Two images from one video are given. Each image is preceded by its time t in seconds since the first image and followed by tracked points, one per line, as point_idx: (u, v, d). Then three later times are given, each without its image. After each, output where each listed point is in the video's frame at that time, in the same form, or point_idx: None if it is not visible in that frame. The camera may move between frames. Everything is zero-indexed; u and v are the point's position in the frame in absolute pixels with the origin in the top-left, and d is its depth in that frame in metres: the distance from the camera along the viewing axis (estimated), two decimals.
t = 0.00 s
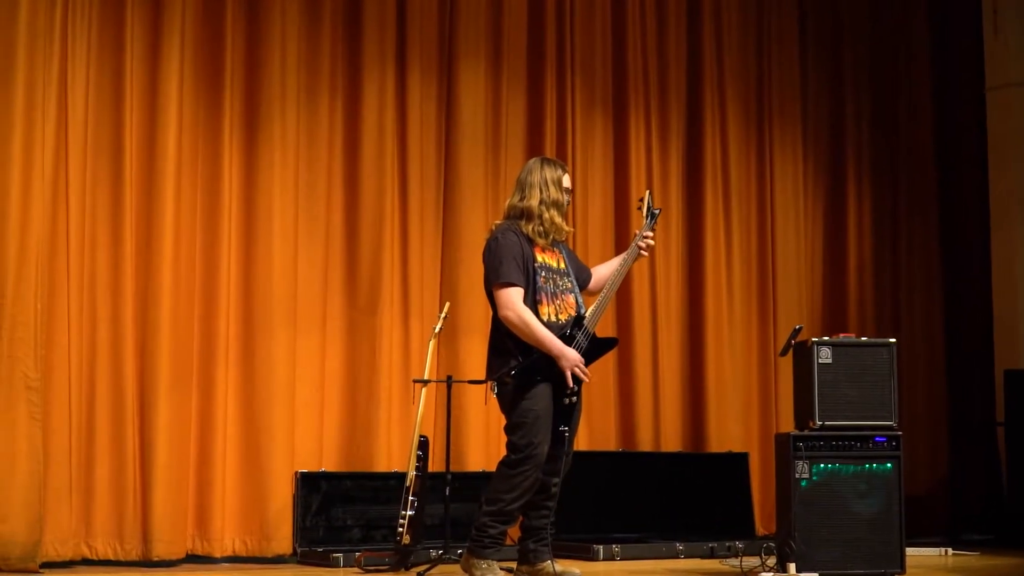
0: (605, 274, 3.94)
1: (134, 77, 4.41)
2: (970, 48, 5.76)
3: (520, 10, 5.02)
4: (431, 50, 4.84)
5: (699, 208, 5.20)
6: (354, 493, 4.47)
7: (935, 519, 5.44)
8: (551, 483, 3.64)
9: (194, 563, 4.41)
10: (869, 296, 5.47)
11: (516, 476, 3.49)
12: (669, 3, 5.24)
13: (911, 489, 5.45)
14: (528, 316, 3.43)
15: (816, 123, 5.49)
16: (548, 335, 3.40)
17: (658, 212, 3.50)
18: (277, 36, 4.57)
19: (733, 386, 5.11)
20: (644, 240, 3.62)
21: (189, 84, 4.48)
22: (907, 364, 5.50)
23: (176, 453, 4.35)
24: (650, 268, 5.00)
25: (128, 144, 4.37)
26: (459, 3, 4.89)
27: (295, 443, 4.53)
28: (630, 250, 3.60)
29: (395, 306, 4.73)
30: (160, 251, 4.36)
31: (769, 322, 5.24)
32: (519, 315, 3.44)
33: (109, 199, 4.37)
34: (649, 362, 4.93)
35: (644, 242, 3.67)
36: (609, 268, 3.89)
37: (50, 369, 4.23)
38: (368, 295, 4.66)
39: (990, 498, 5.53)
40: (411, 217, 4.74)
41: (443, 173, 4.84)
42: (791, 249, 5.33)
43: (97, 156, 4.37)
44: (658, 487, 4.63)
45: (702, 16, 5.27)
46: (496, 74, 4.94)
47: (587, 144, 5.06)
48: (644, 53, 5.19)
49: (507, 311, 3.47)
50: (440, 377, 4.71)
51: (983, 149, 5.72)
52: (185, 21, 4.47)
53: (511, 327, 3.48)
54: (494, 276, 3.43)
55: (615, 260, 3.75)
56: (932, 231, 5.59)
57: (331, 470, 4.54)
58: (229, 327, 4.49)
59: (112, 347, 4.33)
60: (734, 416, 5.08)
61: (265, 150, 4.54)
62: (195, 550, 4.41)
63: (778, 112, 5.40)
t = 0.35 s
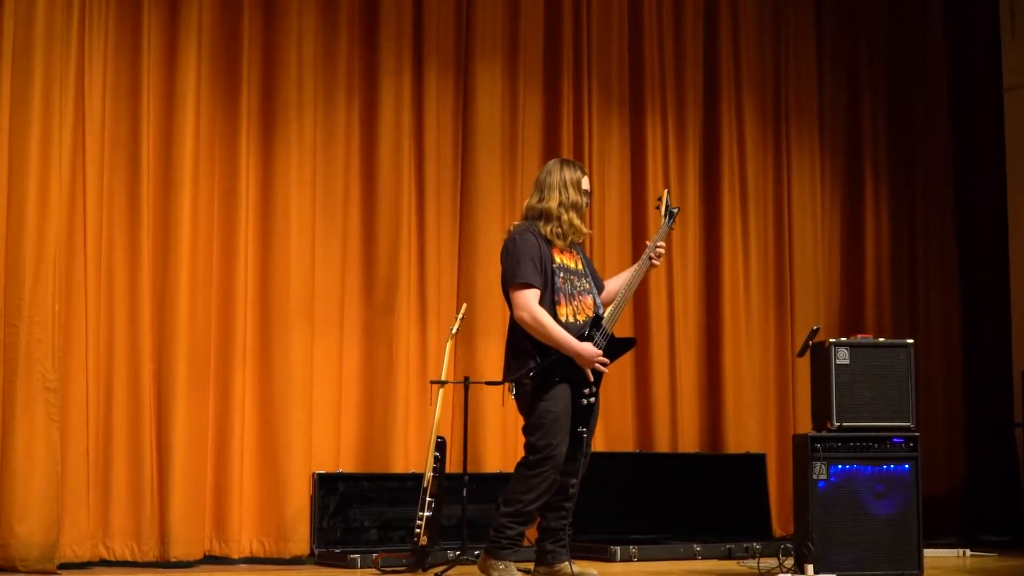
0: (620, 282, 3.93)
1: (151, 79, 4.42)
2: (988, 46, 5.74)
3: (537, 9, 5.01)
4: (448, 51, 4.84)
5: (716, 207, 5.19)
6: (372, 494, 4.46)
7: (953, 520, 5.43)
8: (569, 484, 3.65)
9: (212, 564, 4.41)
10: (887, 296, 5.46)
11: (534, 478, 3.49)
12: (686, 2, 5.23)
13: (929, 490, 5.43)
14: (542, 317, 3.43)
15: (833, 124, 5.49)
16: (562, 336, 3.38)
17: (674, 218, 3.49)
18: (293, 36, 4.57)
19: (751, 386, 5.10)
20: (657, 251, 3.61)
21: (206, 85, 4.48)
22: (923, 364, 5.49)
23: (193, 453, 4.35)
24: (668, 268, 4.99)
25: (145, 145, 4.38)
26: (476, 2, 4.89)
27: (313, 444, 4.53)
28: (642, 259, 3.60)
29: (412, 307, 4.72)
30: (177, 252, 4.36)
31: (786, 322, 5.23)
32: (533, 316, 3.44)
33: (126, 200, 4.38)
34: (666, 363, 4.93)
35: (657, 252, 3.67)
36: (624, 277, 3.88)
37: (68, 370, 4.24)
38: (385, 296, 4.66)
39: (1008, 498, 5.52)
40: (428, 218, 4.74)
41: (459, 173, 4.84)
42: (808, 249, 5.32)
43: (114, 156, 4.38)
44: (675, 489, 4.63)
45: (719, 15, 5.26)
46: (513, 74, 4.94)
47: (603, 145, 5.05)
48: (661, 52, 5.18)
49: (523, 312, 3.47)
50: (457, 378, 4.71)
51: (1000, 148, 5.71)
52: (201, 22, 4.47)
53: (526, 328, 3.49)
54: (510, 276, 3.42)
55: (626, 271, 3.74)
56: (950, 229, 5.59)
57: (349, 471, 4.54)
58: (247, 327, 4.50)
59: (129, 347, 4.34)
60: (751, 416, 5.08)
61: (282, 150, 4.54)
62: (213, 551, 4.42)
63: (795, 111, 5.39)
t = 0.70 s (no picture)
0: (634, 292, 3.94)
1: (171, 81, 4.42)
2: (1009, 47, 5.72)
3: (556, 10, 5.01)
4: (467, 54, 4.84)
5: (735, 208, 5.19)
6: (391, 496, 4.47)
7: (973, 523, 5.41)
8: (589, 486, 3.64)
9: (232, 566, 4.41)
10: (906, 297, 5.45)
11: (555, 478, 3.48)
12: (706, 3, 5.23)
13: (949, 492, 5.42)
14: (560, 318, 3.43)
15: (853, 126, 5.48)
16: (580, 336, 3.39)
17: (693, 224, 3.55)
18: (313, 37, 4.57)
19: (771, 388, 5.09)
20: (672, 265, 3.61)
21: (226, 86, 4.48)
22: (943, 365, 5.47)
23: (213, 455, 4.35)
24: (687, 269, 4.99)
25: (164, 146, 4.38)
26: (495, 3, 4.89)
27: (332, 446, 4.53)
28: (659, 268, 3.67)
29: (431, 309, 4.72)
30: (197, 254, 4.36)
31: (807, 324, 5.22)
32: (550, 318, 3.45)
33: (146, 202, 4.38)
34: (685, 364, 4.93)
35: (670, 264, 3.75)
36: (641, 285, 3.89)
37: (88, 372, 4.24)
38: (404, 298, 4.66)
39: None
40: (447, 220, 4.74)
41: (479, 175, 4.84)
42: (828, 250, 5.31)
43: (133, 159, 4.38)
44: (693, 491, 4.63)
45: (738, 16, 5.26)
46: (532, 76, 4.93)
47: (623, 147, 5.05)
48: (680, 53, 5.18)
49: (541, 314, 3.48)
50: (477, 380, 4.71)
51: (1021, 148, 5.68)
52: (221, 24, 4.47)
53: (544, 330, 3.49)
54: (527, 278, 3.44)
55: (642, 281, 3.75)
56: (970, 231, 5.55)
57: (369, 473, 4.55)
58: (267, 328, 4.50)
59: (149, 349, 4.34)
60: (771, 418, 5.07)
61: (302, 152, 4.54)
62: (233, 553, 4.41)
63: (815, 112, 5.38)
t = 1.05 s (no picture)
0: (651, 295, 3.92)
1: (190, 83, 4.43)
2: None
3: (576, 11, 5.01)
4: (486, 55, 4.84)
5: (754, 209, 5.19)
6: (410, 498, 4.46)
7: (993, 524, 5.39)
8: (608, 488, 3.64)
9: (252, 567, 4.41)
10: (926, 298, 5.44)
11: (573, 480, 3.49)
12: (725, 3, 5.22)
13: (969, 493, 5.40)
14: (576, 320, 3.43)
15: (872, 127, 5.47)
16: (597, 337, 3.38)
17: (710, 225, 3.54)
18: (332, 39, 4.56)
19: (791, 390, 5.09)
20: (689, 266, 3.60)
21: (245, 88, 4.48)
22: (963, 366, 5.45)
23: (233, 457, 4.35)
24: (706, 270, 4.99)
25: (183, 149, 4.38)
26: (515, 4, 4.89)
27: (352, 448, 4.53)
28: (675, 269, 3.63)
29: (451, 311, 4.72)
30: (216, 257, 4.36)
31: (827, 325, 5.21)
32: (567, 320, 3.44)
33: (166, 204, 4.39)
34: (705, 365, 4.93)
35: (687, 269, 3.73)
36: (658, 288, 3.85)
37: (107, 374, 4.25)
38: (424, 301, 4.66)
39: None
40: (466, 221, 4.74)
41: (498, 176, 4.83)
42: (847, 251, 5.30)
43: (153, 161, 4.39)
44: (711, 492, 4.63)
45: (757, 17, 5.25)
46: (552, 78, 4.93)
47: (642, 149, 5.04)
48: (700, 54, 5.17)
49: (557, 316, 3.47)
50: (496, 382, 4.71)
51: None
52: (241, 26, 4.47)
53: (560, 332, 3.49)
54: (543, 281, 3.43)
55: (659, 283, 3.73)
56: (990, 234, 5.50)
57: (388, 475, 4.53)
58: (286, 329, 4.50)
59: (169, 351, 4.34)
60: (791, 420, 5.07)
61: (320, 154, 4.54)
62: (253, 555, 4.42)
63: (834, 113, 5.38)
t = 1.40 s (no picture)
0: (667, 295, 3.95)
1: (208, 84, 4.43)
2: None
3: (593, 12, 5.01)
4: (504, 56, 4.84)
5: (772, 210, 5.19)
6: (428, 499, 4.47)
7: (1013, 525, 5.38)
8: (624, 488, 3.64)
9: (271, 569, 4.41)
10: (945, 299, 5.43)
11: (590, 480, 3.49)
12: (743, 3, 5.22)
13: (988, 494, 5.39)
14: (593, 322, 3.43)
15: (890, 127, 5.46)
16: (613, 339, 3.39)
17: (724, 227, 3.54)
18: (350, 41, 4.56)
19: (809, 390, 5.08)
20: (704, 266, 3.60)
21: (263, 90, 4.48)
22: (982, 367, 5.44)
23: (251, 459, 4.35)
24: (724, 270, 5.00)
25: (201, 151, 4.38)
26: (532, 5, 4.89)
27: (370, 450, 4.53)
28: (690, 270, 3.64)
29: (469, 312, 4.72)
30: (235, 259, 4.36)
31: (844, 326, 5.21)
32: (584, 322, 3.44)
33: (184, 206, 4.39)
34: (723, 366, 4.94)
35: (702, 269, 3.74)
36: (672, 289, 3.88)
37: (126, 376, 4.25)
38: (441, 302, 4.66)
39: None
40: (484, 222, 4.74)
41: (516, 178, 4.83)
42: (866, 252, 5.30)
43: (170, 163, 4.38)
44: (727, 493, 4.62)
45: (775, 17, 5.25)
46: (569, 79, 4.93)
47: (660, 150, 5.04)
48: (717, 55, 5.17)
49: (574, 317, 3.48)
50: (514, 383, 4.71)
51: None
52: (258, 27, 4.47)
53: (577, 333, 3.49)
54: (558, 283, 3.44)
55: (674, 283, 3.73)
56: (1007, 233, 5.51)
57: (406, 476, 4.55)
58: (304, 330, 4.50)
59: (187, 352, 4.34)
60: (810, 420, 5.07)
61: (338, 156, 4.53)
62: (271, 556, 4.42)
63: (852, 113, 5.37)
